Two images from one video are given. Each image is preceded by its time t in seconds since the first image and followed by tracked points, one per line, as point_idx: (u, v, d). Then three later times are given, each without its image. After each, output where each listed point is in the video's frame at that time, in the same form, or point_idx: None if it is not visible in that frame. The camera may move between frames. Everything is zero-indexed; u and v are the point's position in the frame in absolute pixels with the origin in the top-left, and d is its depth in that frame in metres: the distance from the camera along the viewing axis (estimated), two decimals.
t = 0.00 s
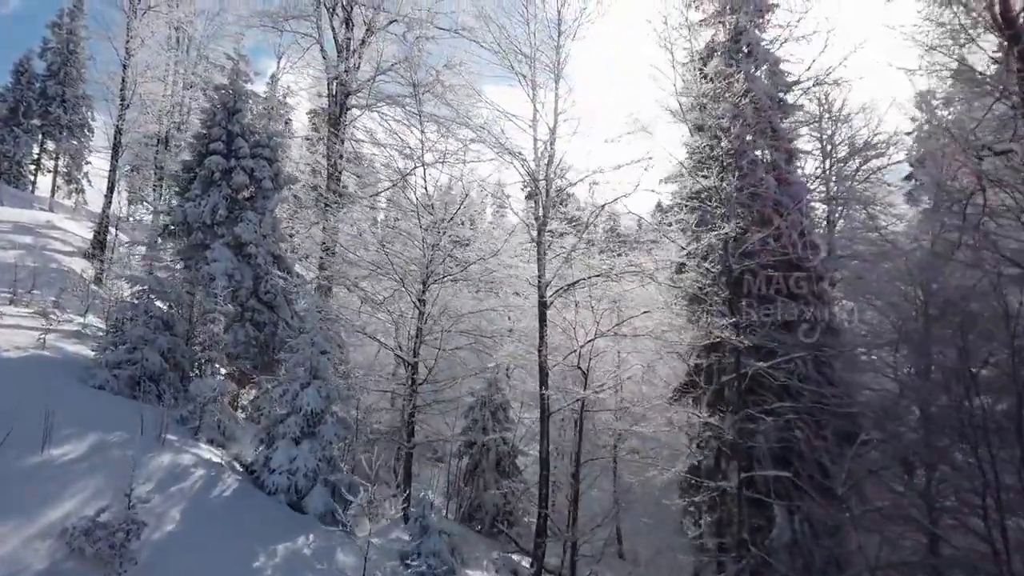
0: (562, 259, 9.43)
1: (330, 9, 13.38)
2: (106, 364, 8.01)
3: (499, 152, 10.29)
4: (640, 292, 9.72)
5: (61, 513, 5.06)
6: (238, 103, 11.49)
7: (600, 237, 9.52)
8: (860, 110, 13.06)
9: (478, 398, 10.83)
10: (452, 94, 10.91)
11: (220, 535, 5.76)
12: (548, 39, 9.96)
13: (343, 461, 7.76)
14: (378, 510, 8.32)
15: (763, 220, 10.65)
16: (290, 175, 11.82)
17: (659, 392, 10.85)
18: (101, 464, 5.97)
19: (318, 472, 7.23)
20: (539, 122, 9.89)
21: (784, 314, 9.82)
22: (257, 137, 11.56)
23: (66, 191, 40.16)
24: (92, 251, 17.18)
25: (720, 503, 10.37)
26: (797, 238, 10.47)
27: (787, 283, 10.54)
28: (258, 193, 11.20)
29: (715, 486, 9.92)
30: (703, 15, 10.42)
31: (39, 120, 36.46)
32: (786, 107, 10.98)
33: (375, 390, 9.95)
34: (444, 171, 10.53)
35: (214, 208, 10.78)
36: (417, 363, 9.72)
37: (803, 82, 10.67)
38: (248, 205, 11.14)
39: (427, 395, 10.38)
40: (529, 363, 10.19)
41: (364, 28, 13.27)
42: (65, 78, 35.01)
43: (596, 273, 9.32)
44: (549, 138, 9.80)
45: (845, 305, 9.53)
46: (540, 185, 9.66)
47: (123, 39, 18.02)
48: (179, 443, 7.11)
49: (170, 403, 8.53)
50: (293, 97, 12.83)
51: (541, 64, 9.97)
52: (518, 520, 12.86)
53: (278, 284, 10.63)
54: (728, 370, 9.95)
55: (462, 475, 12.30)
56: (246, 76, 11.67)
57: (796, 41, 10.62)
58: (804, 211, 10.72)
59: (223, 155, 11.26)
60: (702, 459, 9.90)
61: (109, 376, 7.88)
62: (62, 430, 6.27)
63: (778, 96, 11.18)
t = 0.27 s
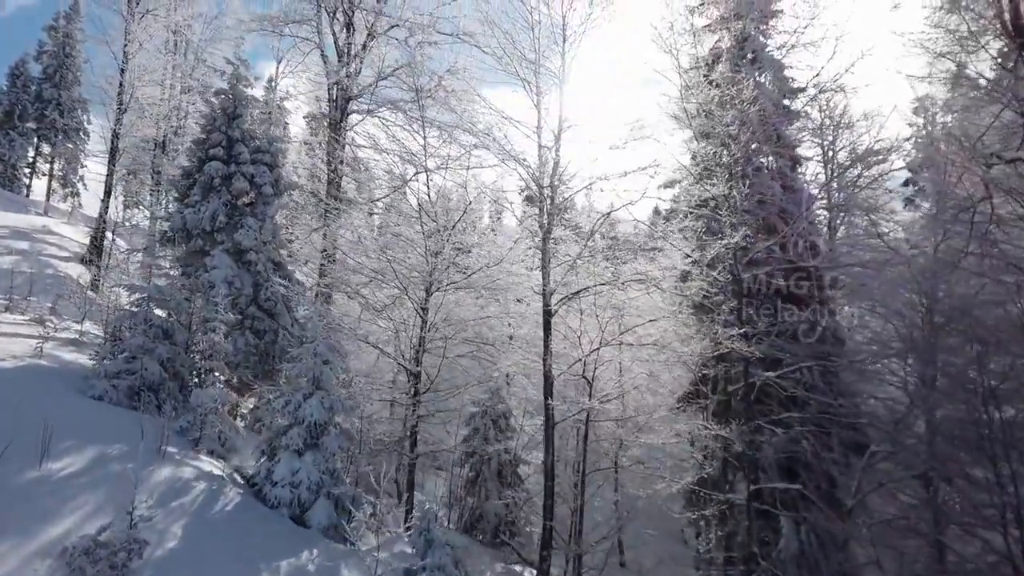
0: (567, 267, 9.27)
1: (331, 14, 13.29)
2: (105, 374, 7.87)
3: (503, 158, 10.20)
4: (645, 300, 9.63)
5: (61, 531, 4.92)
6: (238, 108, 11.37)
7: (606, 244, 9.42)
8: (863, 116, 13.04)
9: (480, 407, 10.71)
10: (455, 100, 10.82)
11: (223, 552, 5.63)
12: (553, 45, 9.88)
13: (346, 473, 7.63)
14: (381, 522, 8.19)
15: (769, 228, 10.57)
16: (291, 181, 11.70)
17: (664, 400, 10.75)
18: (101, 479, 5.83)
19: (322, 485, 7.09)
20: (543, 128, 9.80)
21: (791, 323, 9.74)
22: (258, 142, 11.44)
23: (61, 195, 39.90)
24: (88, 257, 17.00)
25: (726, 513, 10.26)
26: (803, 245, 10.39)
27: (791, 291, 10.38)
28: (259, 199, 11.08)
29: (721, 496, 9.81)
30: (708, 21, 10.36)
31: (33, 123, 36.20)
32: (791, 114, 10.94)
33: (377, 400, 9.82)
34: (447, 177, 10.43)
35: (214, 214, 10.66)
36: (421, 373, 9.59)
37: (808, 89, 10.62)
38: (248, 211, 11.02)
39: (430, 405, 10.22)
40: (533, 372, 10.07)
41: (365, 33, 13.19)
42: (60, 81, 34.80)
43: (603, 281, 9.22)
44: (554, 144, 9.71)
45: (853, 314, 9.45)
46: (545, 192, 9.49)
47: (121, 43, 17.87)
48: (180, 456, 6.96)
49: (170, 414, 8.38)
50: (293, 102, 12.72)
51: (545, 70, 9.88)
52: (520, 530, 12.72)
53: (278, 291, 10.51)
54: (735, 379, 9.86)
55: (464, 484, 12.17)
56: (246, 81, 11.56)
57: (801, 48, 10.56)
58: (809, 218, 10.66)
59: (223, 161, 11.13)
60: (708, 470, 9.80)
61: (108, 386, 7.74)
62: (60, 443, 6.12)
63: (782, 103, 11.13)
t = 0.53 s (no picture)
0: (573, 275, 9.24)
1: (331, 19, 13.19)
2: (102, 385, 7.71)
3: (507, 165, 10.10)
4: (651, 310, 9.55)
5: (61, 551, 4.77)
6: (238, 113, 11.24)
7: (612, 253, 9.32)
8: (865, 123, 13.01)
9: (484, 417, 10.58)
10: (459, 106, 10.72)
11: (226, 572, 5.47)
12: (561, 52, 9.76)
13: (350, 487, 7.47)
14: (385, 537, 8.04)
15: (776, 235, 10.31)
16: (292, 187, 11.57)
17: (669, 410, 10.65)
18: (101, 495, 5.67)
19: (326, 500, 6.95)
20: (548, 135, 9.70)
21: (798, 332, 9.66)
22: (258, 148, 11.31)
23: (55, 198, 39.61)
24: (85, 263, 16.81)
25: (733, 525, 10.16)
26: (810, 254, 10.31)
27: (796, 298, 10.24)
28: (259, 206, 10.94)
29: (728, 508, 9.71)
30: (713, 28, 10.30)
31: (28, 126, 35.92)
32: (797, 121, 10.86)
33: (380, 411, 9.67)
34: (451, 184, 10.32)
35: (213, 221, 10.51)
36: (424, 383, 9.46)
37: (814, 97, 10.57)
38: (248, 218, 10.88)
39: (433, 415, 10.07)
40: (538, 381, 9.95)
41: (367, 39, 13.10)
42: (55, 83, 34.61)
43: (611, 291, 9.14)
44: (560, 152, 9.62)
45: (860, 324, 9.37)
46: (552, 201, 9.43)
47: (118, 46, 17.70)
48: (181, 470, 6.82)
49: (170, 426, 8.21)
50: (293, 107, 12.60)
51: (550, 76, 9.79)
52: (522, 541, 12.57)
53: (279, 299, 10.37)
54: (741, 389, 9.77)
55: (465, 494, 12.02)
56: (246, 86, 11.43)
57: (806, 55, 10.51)
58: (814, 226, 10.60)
59: (223, 167, 10.99)
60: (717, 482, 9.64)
61: (107, 398, 7.59)
62: (59, 458, 5.96)
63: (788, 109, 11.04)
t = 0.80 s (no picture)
0: (579, 283, 9.26)
1: (333, 23, 13.06)
2: (101, 396, 7.55)
3: (512, 172, 10.01)
4: (657, 319, 9.47)
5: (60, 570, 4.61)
6: (239, 118, 11.08)
7: (619, 260, 9.21)
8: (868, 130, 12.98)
9: (487, 426, 10.43)
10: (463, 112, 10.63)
11: None
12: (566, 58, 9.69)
13: (354, 500, 7.31)
14: (389, 551, 7.88)
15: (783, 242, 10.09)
16: (293, 193, 11.44)
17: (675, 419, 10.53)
18: (101, 511, 5.52)
19: (330, 514, 6.79)
20: (555, 142, 9.60)
21: (806, 342, 9.56)
22: (259, 153, 11.17)
23: (49, 202, 39.32)
24: (81, 268, 16.62)
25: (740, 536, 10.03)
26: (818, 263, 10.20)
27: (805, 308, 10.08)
28: (260, 212, 10.80)
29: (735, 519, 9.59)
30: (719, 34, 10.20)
31: (22, 129, 35.64)
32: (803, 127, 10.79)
33: (383, 421, 9.52)
34: (455, 191, 10.20)
35: (214, 227, 10.35)
36: (428, 392, 9.31)
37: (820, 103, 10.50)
38: (249, 224, 10.73)
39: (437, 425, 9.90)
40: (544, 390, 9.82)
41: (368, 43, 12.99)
42: (50, 86, 34.37)
43: (617, 299, 9.12)
44: (566, 159, 9.52)
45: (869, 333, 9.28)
46: (559, 209, 9.37)
47: (115, 50, 17.55)
48: (182, 483, 6.66)
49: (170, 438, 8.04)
50: (294, 112, 12.46)
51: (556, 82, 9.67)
52: (525, 551, 12.41)
53: (280, 306, 10.22)
54: (749, 398, 9.65)
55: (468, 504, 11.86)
56: (247, 90, 11.28)
57: (813, 61, 10.44)
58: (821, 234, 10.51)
59: (223, 172, 10.83)
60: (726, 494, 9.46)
61: (105, 409, 7.43)
62: (58, 472, 5.80)
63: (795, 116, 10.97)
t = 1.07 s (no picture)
0: (585, 291, 9.14)
1: (334, 27, 12.99)
2: (100, 405, 7.42)
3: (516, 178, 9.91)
4: (664, 326, 9.36)
5: None
6: (240, 122, 10.98)
7: (626, 268, 9.12)
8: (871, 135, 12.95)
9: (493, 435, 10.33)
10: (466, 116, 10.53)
11: None
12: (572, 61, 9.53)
13: (358, 510, 7.19)
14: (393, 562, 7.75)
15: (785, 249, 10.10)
16: (294, 198, 11.33)
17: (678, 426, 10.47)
18: (102, 525, 5.39)
19: (334, 526, 6.68)
20: (560, 147, 9.51)
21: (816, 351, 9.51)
22: (260, 157, 11.06)
23: (45, 205, 39.09)
24: (78, 273, 16.47)
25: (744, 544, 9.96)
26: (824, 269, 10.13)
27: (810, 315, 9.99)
28: (261, 217, 10.68)
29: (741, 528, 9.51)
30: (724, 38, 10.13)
31: (18, 132, 35.40)
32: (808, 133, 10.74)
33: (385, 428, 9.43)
34: (459, 196, 10.09)
35: (214, 232, 10.23)
36: (432, 401, 9.23)
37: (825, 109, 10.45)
38: (250, 229, 10.62)
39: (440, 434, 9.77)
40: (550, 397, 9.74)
41: (370, 47, 12.90)
42: (46, 88, 34.18)
43: (623, 307, 8.98)
44: (571, 164, 9.43)
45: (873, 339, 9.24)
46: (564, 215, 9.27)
47: (113, 53, 17.42)
48: (184, 495, 6.53)
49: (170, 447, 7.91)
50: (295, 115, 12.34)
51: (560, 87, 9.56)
52: (527, 560, 12.29)
53: (281, 313, 10.11)
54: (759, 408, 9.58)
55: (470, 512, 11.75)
56: (247, 95, 11.18)
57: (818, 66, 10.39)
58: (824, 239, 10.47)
59: (223, 177, 10.72)
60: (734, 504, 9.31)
61: (105, 418, 7.31)
62: (57, 485, 5.67)
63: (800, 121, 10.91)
